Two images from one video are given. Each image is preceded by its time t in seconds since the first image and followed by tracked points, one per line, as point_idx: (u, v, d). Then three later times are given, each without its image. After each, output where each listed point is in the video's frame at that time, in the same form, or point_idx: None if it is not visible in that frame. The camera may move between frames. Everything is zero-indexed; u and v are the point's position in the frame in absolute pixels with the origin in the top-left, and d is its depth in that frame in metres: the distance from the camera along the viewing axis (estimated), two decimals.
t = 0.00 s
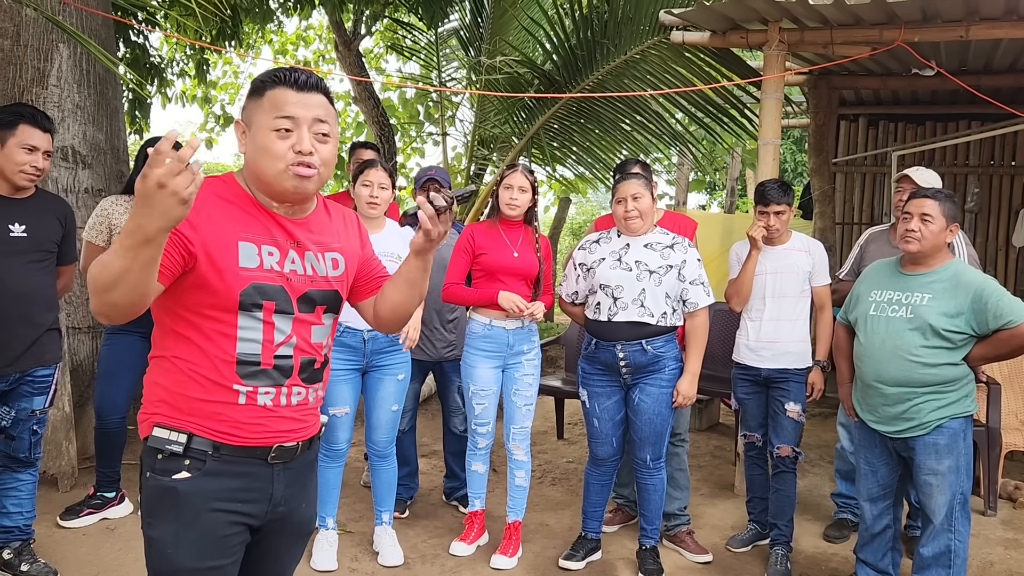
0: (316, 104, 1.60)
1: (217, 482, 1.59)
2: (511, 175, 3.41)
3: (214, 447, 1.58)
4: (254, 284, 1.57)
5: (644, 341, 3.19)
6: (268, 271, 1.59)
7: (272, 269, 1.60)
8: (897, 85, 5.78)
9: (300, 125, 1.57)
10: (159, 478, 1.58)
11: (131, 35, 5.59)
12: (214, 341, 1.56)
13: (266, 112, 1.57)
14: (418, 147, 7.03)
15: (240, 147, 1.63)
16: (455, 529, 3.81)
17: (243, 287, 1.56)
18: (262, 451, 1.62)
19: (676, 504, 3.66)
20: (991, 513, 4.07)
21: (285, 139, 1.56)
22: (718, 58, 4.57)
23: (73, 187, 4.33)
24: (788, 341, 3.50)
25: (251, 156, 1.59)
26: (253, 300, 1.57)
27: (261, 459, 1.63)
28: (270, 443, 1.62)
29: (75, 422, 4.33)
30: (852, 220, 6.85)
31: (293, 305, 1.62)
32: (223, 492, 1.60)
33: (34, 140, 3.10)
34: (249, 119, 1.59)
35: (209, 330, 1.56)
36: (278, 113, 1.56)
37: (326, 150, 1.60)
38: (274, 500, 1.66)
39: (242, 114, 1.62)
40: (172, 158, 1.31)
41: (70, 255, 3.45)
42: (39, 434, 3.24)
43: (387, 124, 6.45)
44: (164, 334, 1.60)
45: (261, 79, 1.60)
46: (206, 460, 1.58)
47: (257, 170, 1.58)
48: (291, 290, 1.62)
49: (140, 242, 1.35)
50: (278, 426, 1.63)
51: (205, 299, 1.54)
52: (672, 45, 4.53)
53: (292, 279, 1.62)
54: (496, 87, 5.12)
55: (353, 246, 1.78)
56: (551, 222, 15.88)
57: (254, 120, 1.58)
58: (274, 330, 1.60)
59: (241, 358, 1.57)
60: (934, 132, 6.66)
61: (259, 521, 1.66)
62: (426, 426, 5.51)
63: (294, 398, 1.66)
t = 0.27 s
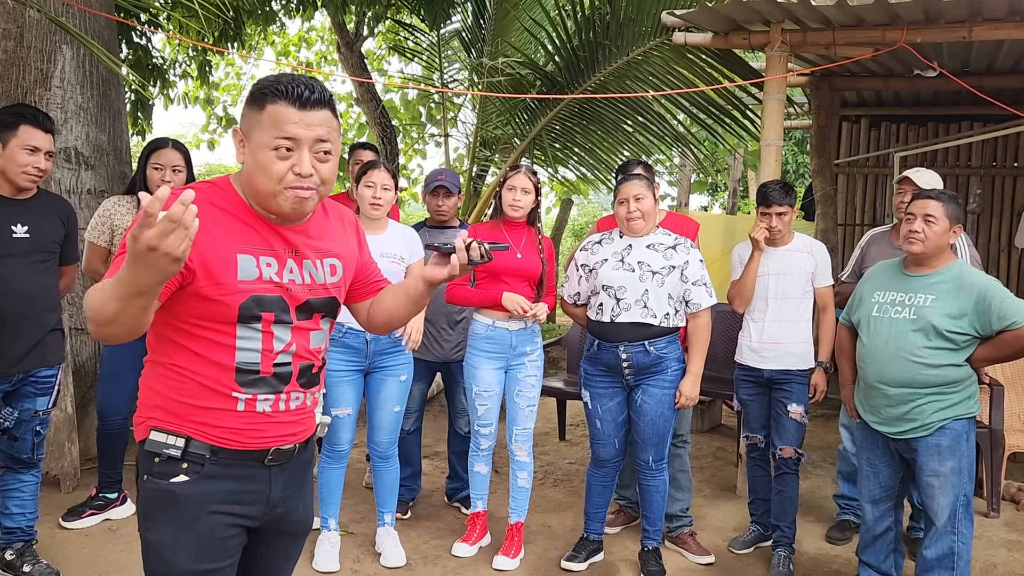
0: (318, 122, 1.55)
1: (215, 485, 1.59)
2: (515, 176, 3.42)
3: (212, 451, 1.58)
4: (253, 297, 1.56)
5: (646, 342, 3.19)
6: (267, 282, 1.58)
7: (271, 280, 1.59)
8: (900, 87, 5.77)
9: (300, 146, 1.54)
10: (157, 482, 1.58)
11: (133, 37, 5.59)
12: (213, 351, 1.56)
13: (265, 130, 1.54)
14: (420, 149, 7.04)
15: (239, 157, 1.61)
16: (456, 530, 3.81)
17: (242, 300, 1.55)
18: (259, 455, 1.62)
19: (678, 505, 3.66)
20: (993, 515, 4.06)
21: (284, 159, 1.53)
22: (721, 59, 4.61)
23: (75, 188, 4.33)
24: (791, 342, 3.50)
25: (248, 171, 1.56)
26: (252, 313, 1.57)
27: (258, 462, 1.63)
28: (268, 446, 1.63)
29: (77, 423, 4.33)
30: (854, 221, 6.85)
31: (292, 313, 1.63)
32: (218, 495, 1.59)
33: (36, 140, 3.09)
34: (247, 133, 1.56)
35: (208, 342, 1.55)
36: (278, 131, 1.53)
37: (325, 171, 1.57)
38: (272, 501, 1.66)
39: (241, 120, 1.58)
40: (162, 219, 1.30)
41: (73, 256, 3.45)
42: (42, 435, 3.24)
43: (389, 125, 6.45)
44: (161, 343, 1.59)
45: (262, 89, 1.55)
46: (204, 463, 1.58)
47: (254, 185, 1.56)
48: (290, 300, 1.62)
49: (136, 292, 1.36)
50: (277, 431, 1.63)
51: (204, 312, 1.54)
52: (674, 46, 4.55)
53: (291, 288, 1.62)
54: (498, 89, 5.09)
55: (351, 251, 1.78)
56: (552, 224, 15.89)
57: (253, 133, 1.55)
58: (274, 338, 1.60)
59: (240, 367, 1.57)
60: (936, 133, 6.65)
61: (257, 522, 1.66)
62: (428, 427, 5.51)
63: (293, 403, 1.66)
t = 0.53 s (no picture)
0: (321, 139, 1.53)
1: (207, 489, 1.59)
2: (517, 177, 3.42)
3: (204, 456, 1.58)
4: (247, 309, 1.56)
5: (649, 343, 3.19)
6: (262, 294, 1.58)
7: (266, 291, 1.59)
8: (902, 87, 5.75)
9: (303, 164, 1.52)
10: (149, 485, 1.57)
11: (136, 38, 5.59)
12: (206, 361, 1.55)
13: (266, 147, 1.51)
14: (421, 150, 7.04)
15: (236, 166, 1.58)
16: (458, 532, 3.80)
17: (236, 313, 1.55)
18: (253, 459, 1.62)
19: (680, 507, 3.66)
20: (997, 516, 4.05)
21: (285, 176, 1.52)
22: (723, 60, 4.62)
23: (77, 189, 4.34)
24: (793, 343, 3.49)
25: (247, 185, 1.54)
26: (246, 325, 1.56)
27: (250, 466, 1.62)
28: (261, 452, 1.62)
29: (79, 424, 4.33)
30: (857, 223, 6.83)
31: (286, 323, 1.63)
32: (212, 499, 1.59)
33: (36, 140, 3.09)
34: (247, 147, 1.53)
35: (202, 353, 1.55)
36: (280, 148, 1.50)
37: (326, 188, 1.56)
38: (265, 504, 1.66)
39: (240, 130, 1.55)
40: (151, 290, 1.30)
41: (75, 257, 3.45)
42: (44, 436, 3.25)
43: (391, 127, 6.44)
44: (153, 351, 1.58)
45: (264, 100, 1.51)
46: (197, 467, 1.58)
47: (253, 199, 1.54)
48: (285, 311, 1.62)
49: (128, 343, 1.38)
50: (269, 439, 1.64)
51: (198, 324, 1.53)
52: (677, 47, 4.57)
53: (286, 299, 1.62)
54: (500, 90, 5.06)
55: (346, 258, 1.78)
56: (555, 225, 15.88)
57: (254, 147, 1.52)
58: (268, 348, 1.60)
59: (233, 377, 1.57)
60: (939, 134, 6.64)
61: (251, 525, 1.66)
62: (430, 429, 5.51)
63: (287, 410, 1.67)
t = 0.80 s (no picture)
0: (321, 141, 1.53)
1: (203, 493, 1.58)
2: (518, 178, 3.41)
3: (200, 459, 1.57)
4: (244, 312, 1.56)
5: (649, 345, 3.18)
6: (259, 297, 1.58)
7: (263, 294, 1.58)
8: (904, 88, 5.74)
9: (304, 166, 1.51)
10: (144, 488, 1.57)
11: (138, 39, 5.59)
12: (201, 364, 1.55)
13: (267, 149, 1.50)
14: (423, 151, 7.03)
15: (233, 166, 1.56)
16: (458, 533, 3.80)
17: (233, 317, 1.55)
18: (247, 463, 1.62)
19: (681, 508, 3.65)
20: (1000, 518, 4.03)
21: (285, 177, 1.51)
22: (724, 61, 4.62)
23: (78, 190, 4.34)
24: (794, 344, 3.48)
25: (245, 186, 1.53)
26: (243, 328, 1.56)
27: (246, 469, 1.62)
28: (256, 455, 1.62)
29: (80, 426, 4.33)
30: (859, 224, 6.82)
31: (283, 326, 1.62)
32: (207, 502, 1.59)
33: (40, 142, 3.09)
34: (246, 148, 1.52)
35: (198, 356, 1.55)
36: (280, 149, 1.50)
37: (326, 188, 1.56)
38: (260, 507, 1.66)
39: (238, 129, 1.53)
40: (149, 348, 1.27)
41: (77, 257, 3.45)
42: (46, 437, 3.25)
43: (393, 128, 6.43)
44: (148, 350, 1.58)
45: (263, 100, 1.50)
46: (192, 471, 1.57)
47: (251, 200, 1.53)
48: (281, 315, 1.62)
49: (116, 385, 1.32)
50: (266, 442, 1.63)
51: (193, 326, 1.53)
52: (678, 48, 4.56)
53: (283, 302, 1.62)
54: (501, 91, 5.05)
55: (341, 260, 1.78)
56: (556, 227, 15.87)
57: (253, 147, 1.51)
58: (265, 352, 1.60)
59: (230, 380, 1.57)
60: (940, 135, 6.63)
61: (245, 528, 1.66)
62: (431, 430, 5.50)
63: (283, 413, 1.67)
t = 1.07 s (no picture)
0: (297, 98, 1.59)
1: (209, 499, 1.58)
2: (516, 178, 3.40)
3: (207, 462, 1.57)
4: (244, 292, 1.56)
5: (649, 346, 3.18)
6: (257, 276, 1.58)
7: (261, 274, 1.59)
8: (905, 89, 5.73)
9: (286, 122, 1.57)
10: (149, 496, 1.57)
11: (139, 41, 5.60)
12: (206, 355, 1.54)
13: (247, 110, 1.55)
14: (423, 152, 7.03)
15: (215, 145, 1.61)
16: (458, 535, 3.79)
17: (233, 296, 1.54)
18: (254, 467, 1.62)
19: (681, 510, 3.64)
20: (1000, 520, 4.03)
21: (270, 136, 1.56)
22: (724, 61, 4.62)
23: (78, 191, 4.34)
24: (794, 345, 3.48)
25: (231, 155, 1.57)
26: (244, 308, 1.56)
27: (253, 474, 1.62)
28: (264, 457, 1.62)
29: (79, 427, 4.33)
30: (860, 225, 6.82)
31: (284, 309, 1.62)
32: (213, 509, 1.59)
33: (44, 144, 3.09)
34: (226, 117, 1.57)
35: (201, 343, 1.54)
36: (261, 109, 1.55)
37: (310, 146, 1.61)
38: (267, 514, 1.66)
39: (216, 106, 1.58)
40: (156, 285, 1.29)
41: (77, 259, 3.45)
42: (45, 438, 3.25)
43: (394, 129, 6.43)
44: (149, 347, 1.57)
45: (234, 70, 1.56)
46: (199, 475, 1.57)
47: (241, 168, 1.56)
48: (281, 296, 1.61)
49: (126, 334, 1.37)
50: (273, 437, 1.63)
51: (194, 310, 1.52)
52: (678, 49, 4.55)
53: (281, 282, 1.62)
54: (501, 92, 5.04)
55: (332, 245, 1.79)
56: (557, 228, 15.87)
57: (235, 115, 1.56)
58: (268, 337, 1.60)
59: (235, 368, 1.56)
60: (942, 136, 6.62)
61: (251, 536, 1.65)
62: (432, 431, 5.50)
63: (289, 407, 1.66)
